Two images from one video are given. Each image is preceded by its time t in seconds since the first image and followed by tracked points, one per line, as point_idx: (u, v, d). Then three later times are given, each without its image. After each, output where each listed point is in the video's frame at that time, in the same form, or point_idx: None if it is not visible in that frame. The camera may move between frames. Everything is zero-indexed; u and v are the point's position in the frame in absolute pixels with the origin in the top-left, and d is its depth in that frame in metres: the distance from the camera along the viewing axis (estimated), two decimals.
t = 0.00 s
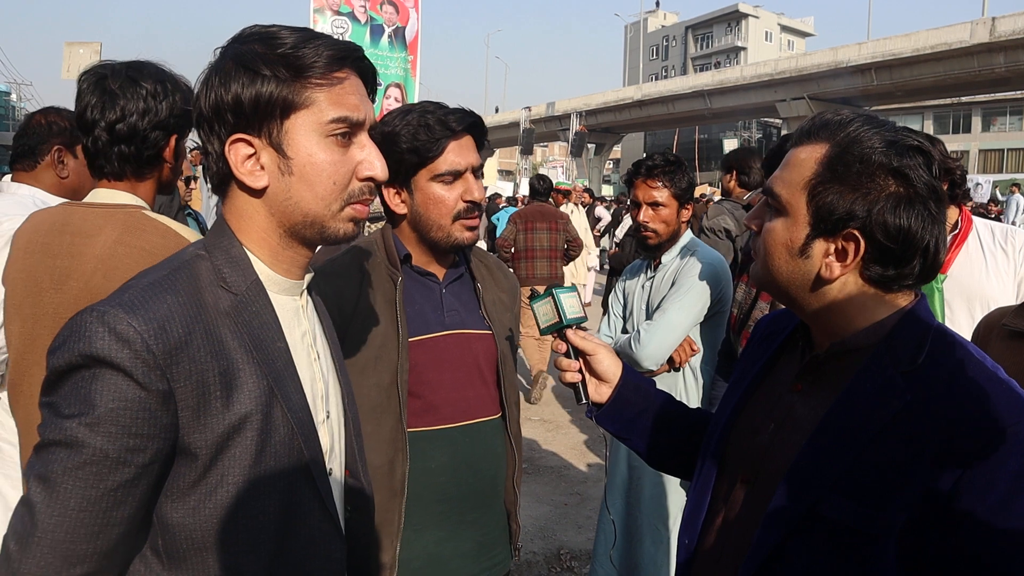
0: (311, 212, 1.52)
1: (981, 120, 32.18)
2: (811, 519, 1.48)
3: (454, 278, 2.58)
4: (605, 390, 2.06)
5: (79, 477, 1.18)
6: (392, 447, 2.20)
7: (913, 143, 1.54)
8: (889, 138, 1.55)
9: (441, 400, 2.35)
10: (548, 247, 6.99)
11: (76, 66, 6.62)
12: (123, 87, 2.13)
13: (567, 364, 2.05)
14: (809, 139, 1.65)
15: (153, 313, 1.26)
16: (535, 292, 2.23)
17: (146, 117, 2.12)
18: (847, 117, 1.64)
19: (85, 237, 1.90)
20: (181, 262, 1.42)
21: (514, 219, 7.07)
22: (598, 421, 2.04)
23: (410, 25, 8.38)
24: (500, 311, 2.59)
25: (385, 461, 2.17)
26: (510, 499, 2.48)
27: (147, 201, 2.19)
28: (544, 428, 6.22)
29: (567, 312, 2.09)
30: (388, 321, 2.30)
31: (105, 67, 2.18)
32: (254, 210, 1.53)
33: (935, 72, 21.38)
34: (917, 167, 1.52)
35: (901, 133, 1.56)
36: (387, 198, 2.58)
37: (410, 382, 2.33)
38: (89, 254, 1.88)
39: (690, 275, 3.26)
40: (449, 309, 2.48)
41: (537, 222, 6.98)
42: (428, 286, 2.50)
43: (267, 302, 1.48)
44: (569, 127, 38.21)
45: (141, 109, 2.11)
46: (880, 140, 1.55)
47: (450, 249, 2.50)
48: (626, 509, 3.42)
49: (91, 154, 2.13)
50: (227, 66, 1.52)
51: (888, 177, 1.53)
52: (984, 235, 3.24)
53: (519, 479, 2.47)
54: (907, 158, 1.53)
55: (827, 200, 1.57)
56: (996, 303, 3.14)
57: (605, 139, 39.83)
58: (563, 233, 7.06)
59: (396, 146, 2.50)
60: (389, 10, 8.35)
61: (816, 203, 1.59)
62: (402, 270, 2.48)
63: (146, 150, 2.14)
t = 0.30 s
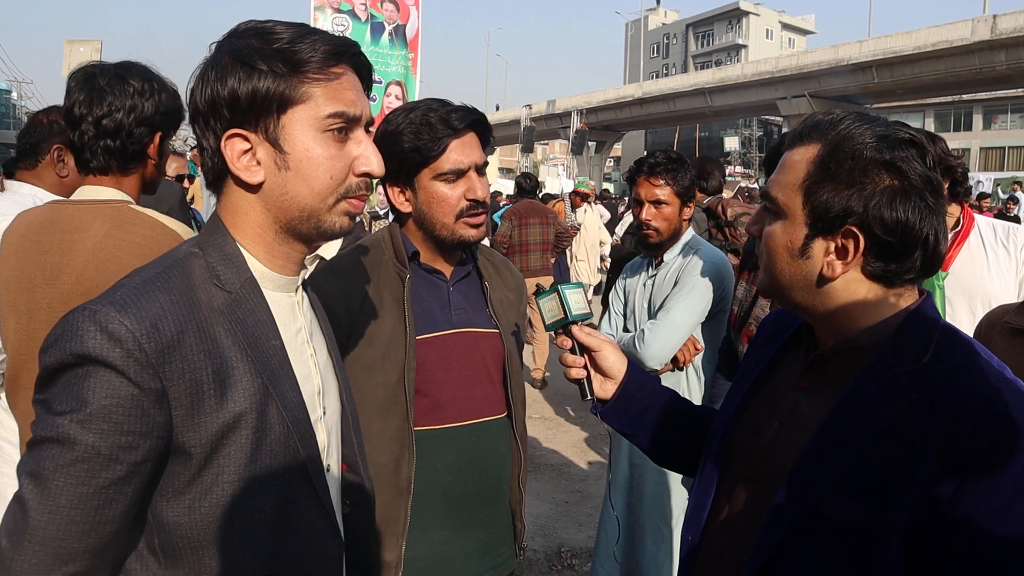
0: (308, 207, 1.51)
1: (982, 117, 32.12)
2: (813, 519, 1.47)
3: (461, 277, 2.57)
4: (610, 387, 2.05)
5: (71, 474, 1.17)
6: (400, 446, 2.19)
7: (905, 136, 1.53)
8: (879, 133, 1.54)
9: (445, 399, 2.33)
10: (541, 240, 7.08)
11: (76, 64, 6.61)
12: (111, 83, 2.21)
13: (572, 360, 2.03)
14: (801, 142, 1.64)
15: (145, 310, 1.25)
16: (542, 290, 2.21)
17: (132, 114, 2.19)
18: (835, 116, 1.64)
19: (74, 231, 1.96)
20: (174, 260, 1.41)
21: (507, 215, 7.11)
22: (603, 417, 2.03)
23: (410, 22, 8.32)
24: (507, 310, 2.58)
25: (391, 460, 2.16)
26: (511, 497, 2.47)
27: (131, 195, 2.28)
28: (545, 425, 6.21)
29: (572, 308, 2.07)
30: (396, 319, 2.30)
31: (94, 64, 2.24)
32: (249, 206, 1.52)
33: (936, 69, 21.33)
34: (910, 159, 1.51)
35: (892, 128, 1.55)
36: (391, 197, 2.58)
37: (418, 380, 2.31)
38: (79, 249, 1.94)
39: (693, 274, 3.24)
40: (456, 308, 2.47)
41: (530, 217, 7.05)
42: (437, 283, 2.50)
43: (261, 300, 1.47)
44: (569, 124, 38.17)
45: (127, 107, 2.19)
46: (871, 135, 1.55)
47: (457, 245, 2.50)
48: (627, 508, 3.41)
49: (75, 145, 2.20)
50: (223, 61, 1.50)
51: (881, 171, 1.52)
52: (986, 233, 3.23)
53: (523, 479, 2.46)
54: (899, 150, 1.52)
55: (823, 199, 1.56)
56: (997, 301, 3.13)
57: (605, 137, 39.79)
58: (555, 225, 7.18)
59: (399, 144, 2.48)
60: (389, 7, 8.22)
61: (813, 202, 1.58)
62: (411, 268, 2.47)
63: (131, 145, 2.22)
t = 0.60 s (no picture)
0: (305, 206, 1.51)
1: (981, 116, 32.14)
2: (814, 518, 1.46)
3: (466, 276, 2.57)
4: (613, 385, 2.05)
5: (72, 473, 1.16)
6: (404, 446, 2.19)
7: (887, 132, 1.55)
8: (861, 133, 1.56)
9: (445, 397, 2.33)
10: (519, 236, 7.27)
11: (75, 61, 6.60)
12: (73, 82, 2.25)
13: (576, 359, 2.07)
14: (785, 150, 1.66)
15: (145, 308, 1.25)
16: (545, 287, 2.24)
17: (92, 112, 2.23)
18: (819, 119, 1.65)
19: (31, 227, 2.02)
20: (173, 257, 1.40)
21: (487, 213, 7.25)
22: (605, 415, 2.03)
23: (410, 20, 8.18)
24: (510, 308, 2.57)
25: (395, 460, 2.16)
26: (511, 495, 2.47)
27: (89, 191, 2.30)
28: (545, 423, 6.21)
29: (576, 306, 2.10)
30: (400, 319, 2.28)
31: (57, 64, 2.28)
32: (246, 204, 1.51)
33: (935, 67, 21.32)
34: (895, 154, 1.52)
35: (874, 125, 1.56)
36: (394, 194, 2.59)
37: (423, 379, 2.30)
38: (38, 244, 1.99)
39: (694, 274, 3.24)
40: (461, 307, 2.46)
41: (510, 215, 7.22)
42: (440, 282, 2.49)
43: (260, 297, 1.47)
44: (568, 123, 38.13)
45: (87, 105, 2.23)
46: (854, 135, 1.56)
47: (460, 244, 2.49)
48: (628, 506, 3.41)
49: (34, 143, 2.22)
50: (221, 58, 1.50)
51: (868, 169, 1.53)
52: (984, 231, 3.23)
53: (525, 477, 2.46)
54: (883, 147, 1.53)
55: (813, 203, 1.56)
56: (996, 299, 3.13)
57: (604, 135, 39.75)
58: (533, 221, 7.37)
59: (401, 142, 2.48)
60: (388, 4, 8.00)
61: (802, 208, 1.58)
62: (415, 266, 2.47)
63: (91, 142, 2.25)
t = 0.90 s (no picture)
0: (303, 204, 1.51)
1: (980, 115, 32.16)
2: (811, 515, 1.47)
3: (468, 274, 2.58)
4: (610, 383, 2.05)
5: (74, 470, 1.17)
6: (405, 443, 2.19)
7: (911, 137, 1.53)
8: (885, 133, 1.54)
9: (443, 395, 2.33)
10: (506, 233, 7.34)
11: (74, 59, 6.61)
12: (62, 81, 2.26)
13: (573, 357, 2.05)
14: (806, 137, 1.64)
15: (146, 304, 1.25)
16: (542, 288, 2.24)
17: (82, 111, 2.23)
18: (844, 113, 1.63)
19: (23, 223, 2.03)
20: (173, 253, 1.40)
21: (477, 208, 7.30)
22: (604, 413, 2.04)
23: (410, 19, 8.12)
24: (511, 305, 2.57)
25: (396, 457, 2.17)
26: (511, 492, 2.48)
27: (78, 188, 2.30)
28: (544, 421, 6.22)
29: (573, 306, 2.08)
30: (402, 319, 2.28)
31: (47, 63, 2.28)
32: (245, 201, 1.52)
33: (934, 67, 21.34)
34: (916, 160, 1.51)
35: (898, 128, 1.55)
36: (396, 192, 2.60)
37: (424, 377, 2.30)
38: (28, 238, 2.00)
39: (696, 273, 3.25)
40: (462, 305, 2.47)
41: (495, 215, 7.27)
42: (442, 281, 2.49)
43: (260, 294, 1.47)
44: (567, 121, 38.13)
45: (77, 103, 2.23)
46: (877, 134, 1.54)
47: (460, 245, 2.50)
48: (627, 505, 3.42)
49: (24, 140, 2.22)
50: (220, 56, 1.50)
51: (887, 171, 1.52)
52: (983, 230, 3.25)
53: (524, 474, 2.47)
54: (905, 151, 1.51)
55: (827, 196, 1.56)
56: (994, 298, 3.14)
57: (603, 134, 39.77)
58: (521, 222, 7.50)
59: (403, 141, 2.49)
60: (388, 2, 7.92)
61: (817, 199, 1.58)
62: (418, 264, 2.48)
63: (80, 139, 2.25)
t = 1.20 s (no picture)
0: (303, 193, 1.51)
1: (983, 106, 32.04)
2: (809, 502, 1.48)
3: (465, 262, 2.57)
4: (607, 370, 2.07)
5: (78, 457, 1.17)
6: (404, 431, 2.20)
7: (924, 128, 1.52)
8: (898, 124, 1.53)
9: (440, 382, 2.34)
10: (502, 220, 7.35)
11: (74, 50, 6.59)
12: (129, 76, 2.43)
13: (570, 344, 2.04)
14: (817, 121, 1.64)
15: (148, 292, 1.26)
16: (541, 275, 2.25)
17: (150, 107, 2.42)
18: (858, 100, 1.62)
19: (78, 213, 2.10)
20: (174, 241, 1.41)
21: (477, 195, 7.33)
22: (599, 400, 2.06)
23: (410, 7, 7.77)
24: (509, 293, 2.59)
25: (395, 444, 2.18)
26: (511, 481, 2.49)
27: (134, 179, 2.46)
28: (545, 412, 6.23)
29: (570, 292, 2.09)
30: (399, 305, 2.29)
31: (108, 57, 2.43)
32: (245, 189, 1.52)
33: (937, 57, 21.25)
34: (927, 152, 1.50)
35: (912, 119, 1.54)
36: (393, 181, 2.59)
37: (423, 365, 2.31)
38: (83, 228, 2.07)
39: (698, 263, 3.25)
40: (460, 293, 2.48)
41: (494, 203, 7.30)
42: (439, 270, 2.49)
43: (261, 282, 1.48)
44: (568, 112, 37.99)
45: (144, 99, 2.42)
46: (890, 124, 1.53)
47: (459, 231, 2.50)
48: (627, 493, 3.43)
49: (87, 131, 2.36)
50: (220, 45, 1.50)
51: (897, 162, 1.52)
52: (985, 219, 3.26)
53: (524, 462, 2.48)
54: (916, 143, 1.51)
55: (836, 182, 1.56)
56: (996, 287, 3.14)
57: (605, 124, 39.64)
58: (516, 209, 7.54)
59: (400, 127, 2.49)
60: None
61: (824, 185, 1.58)
62: (415, 254, 2.47)
63: (146, 134, 2.43)
